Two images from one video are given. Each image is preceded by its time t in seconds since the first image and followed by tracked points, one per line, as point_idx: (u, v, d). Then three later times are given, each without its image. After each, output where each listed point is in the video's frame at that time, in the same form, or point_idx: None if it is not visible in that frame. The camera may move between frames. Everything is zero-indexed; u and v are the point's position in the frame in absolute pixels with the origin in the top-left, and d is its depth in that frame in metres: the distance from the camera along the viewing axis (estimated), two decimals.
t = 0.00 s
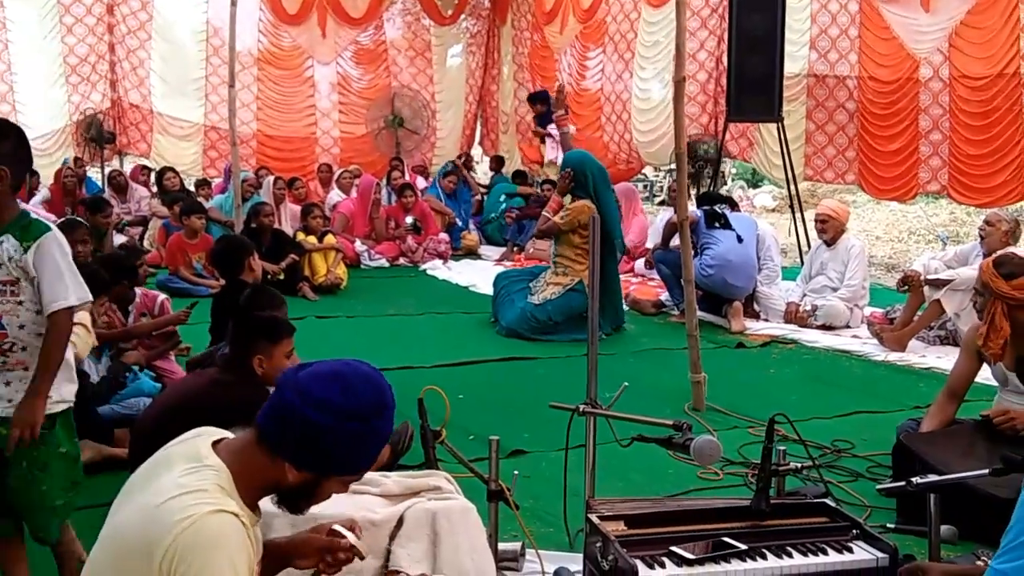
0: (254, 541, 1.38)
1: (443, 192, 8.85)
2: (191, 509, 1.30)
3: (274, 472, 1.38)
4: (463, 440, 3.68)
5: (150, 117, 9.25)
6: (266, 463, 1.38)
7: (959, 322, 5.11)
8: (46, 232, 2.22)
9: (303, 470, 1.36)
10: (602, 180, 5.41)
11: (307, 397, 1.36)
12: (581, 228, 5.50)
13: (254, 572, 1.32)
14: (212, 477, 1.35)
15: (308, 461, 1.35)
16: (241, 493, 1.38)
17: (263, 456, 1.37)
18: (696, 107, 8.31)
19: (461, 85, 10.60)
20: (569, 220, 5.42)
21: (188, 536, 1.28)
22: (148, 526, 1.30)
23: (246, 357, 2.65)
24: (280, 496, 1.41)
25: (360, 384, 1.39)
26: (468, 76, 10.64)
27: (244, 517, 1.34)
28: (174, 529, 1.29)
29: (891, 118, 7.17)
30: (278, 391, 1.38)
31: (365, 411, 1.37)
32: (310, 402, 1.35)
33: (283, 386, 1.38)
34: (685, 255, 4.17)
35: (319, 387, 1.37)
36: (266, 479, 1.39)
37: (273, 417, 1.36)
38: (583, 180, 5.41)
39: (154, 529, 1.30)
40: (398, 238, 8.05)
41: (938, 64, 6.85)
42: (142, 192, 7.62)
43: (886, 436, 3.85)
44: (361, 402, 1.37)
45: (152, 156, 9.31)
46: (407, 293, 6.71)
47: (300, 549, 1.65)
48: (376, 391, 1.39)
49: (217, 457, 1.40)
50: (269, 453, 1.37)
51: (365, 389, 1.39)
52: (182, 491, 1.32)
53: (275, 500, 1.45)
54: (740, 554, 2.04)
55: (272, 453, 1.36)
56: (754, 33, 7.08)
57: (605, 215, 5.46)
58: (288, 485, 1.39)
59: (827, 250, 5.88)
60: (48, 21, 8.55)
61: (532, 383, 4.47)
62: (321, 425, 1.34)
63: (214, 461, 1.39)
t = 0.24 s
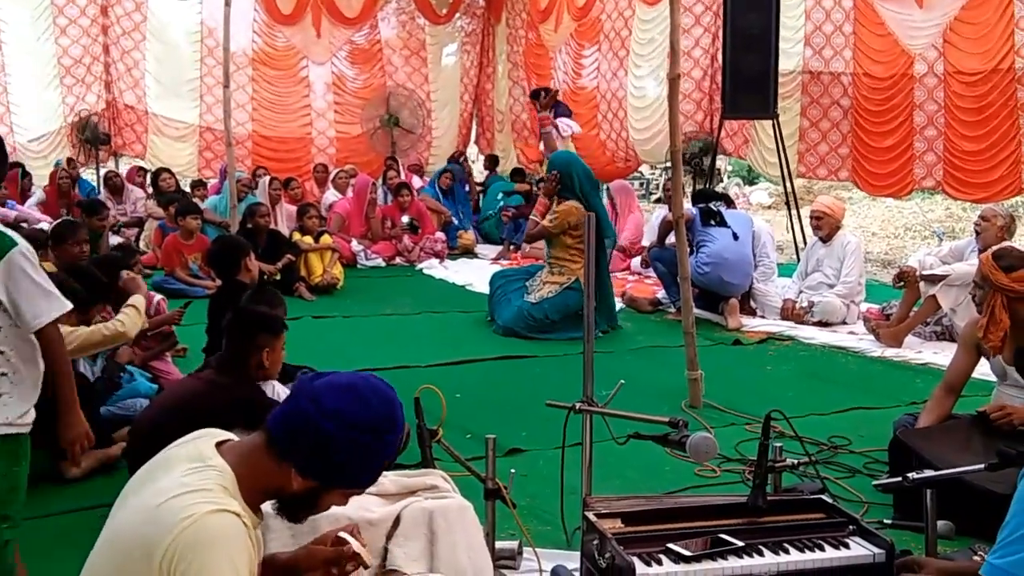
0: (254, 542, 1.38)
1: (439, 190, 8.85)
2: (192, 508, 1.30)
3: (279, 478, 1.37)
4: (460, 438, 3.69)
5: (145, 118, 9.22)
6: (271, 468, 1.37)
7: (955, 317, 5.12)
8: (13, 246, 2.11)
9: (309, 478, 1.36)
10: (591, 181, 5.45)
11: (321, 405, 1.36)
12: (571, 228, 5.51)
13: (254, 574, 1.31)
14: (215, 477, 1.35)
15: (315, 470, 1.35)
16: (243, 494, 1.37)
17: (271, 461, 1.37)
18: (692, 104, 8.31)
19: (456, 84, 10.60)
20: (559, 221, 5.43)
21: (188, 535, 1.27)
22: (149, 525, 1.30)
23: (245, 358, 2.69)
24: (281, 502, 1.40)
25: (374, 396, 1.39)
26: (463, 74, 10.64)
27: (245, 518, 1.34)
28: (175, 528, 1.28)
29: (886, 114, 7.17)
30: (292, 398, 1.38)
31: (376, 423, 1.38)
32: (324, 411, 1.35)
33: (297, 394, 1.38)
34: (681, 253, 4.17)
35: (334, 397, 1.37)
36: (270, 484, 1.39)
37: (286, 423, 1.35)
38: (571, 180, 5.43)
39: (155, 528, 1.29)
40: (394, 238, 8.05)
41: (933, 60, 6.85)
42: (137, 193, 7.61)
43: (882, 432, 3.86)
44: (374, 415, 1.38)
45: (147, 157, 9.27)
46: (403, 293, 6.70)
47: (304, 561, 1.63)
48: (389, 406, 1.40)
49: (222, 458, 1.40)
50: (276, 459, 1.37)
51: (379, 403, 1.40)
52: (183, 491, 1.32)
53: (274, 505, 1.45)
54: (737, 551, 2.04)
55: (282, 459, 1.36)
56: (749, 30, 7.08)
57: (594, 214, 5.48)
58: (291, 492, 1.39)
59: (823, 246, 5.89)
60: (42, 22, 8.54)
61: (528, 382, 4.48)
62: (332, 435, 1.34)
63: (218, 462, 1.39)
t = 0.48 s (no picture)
0: (255, 543, 1.42)
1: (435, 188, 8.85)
2: (196, 510, 1.35)
3: (283, 484, 1.44)
4: (457, 436, 3.68)
5: (141, 117, 9.21)
6: (278, 473, 1.44)
7: (952, 313, 5.12)
8: None
9: (311, 488, 1.43)
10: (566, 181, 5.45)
11: (337, 427, 1.43)
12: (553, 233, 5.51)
13: None
14: (219, 479, 1.40)
15: (318, 483, 1.43)
16: (248, 496, 1.43)
17: (280, 470, 1.43)
18: (688, 101, 8.31)
19: (452, 82, 10.59)
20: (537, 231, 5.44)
21: (190, 537, 1.32)
22: (152, 524, 1.35)
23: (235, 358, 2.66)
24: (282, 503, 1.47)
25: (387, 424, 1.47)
26: (459, 72, 10.64)
27: (247, 519, 1.38)
28: (176, 529, 1.33)
29: (882, 110, 7.17)
30: (310, 413, 1.44)
31: (383, 449, 1.46)
32: (339, 434, 1.42)
33: (315, 409, 1.45)
34: (677, 250, 4.17)
35: (347, 418, 1.44)
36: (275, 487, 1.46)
37: (301, 439, 1.42)
38: (544, 182, 5.44)
39: (158, 528, 1.34)
40: (391, 236, 8.04)
41: (928, 56, 6.86)
42: (133, 193, 7.61)
43: (879, 427, 3.86)
44: (383, 442, 1.45)
45: (143, 156, 9.26)
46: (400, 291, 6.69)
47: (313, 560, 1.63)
48: (395, 433, 1.47)
49: (228, 460, 1.45)
50: (284, 467, 1.43)
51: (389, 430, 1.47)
52: (187, 491, 1.37)
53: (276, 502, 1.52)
54: (734, 546, 2.04)
55: (292, 472, 1.43)
56: (745, 27, 7.08)
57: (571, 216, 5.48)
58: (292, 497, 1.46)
59: (820, 242, 5.89)
60: (37, 22, 8.53)
61: (526, 379, 4.47)
62: (339, 454, 1.41)
63: (222, 463, 1.44)
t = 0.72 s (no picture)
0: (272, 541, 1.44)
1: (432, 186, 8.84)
2: (219, 506, 1.35)
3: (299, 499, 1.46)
4: (454, 435, 3.68)
5: (137, 116, 9.22)
6: (297, 487, 1.45)
7: (947, 311, 5.13)
8: None
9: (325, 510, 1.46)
10: (532, 185, 5.32)
11: (364, 466, 1.44)
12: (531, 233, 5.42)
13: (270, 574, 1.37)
14: (242, 479, 1.41)
15: (333, 508, 1.45)
16: (268, 499, 1.44)
17: (299, 482, 1.45)
18: (684, 99, 8.31)
19: (449, 80, 10.58)
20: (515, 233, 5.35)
21: (213, 533, 1.33)
22: (174, 519, 1.35)
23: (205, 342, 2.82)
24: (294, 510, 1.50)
25: (409, 477, 1.48)
26: (456, 70, 10.63)
27: (268, 519, 1.40)
28: (199, 525, 1.34)
29: (877, 108, 7.18)
30: (346, 438, 1.45)
31: (401, 489, 1.47)
32: (363, 472, 1.43)
33: (352, 438, 1.45)
34: (674, 248, 4.17)
35: (375, 456, 1.45)
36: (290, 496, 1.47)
37: (327, 463, 1.43)
38: (510, 189, 5.30)
39: (180, 523, 1.35)
40: (387, 235, 8.04)
41: (924, 54, 6.86)
42: (130, 192, 7.61)
43: (875, 425, 3.87)
44: (398, 493, 1.47)
45: (139, 155, 9.28)
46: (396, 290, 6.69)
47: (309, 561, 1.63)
48: (415, 474, 1.49)
49: (250, 461, 1.46)
50: (304, 484, 1.45)
51: (409, 483, 1.48)
52: (210, 488, 1.38)
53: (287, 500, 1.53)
54: (730, 545, 2.04)
55: (310, 491, 1.45)
56: (741, 25, 7.09)
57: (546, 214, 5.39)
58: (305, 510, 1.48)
59: (816, 241, 5.89)
60: (33, 20, 8.52)
61: (522, 378, 4.47)
62: (359, 491, 1.43)
63: (245, 464, 1.45)
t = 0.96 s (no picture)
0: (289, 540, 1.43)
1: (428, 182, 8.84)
2: (240, 508, 1.34)
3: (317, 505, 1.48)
4: (450, 431, 3.69)
5: (131, 114, 9.17)
6: (315, 493, 1.46)
7: (941, 304, 5.15)
8: None
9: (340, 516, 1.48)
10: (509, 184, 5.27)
11: (382, 480, 1.44)
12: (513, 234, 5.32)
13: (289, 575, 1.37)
14: (264, 481, 1.40)
15: (349, 515, 1.47)
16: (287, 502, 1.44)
17: (318, 488, 1.46)
18: (678, 95, 8.31)
19: (443, 77, 10.59)
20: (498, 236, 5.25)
21: (235, 536, 1.32)
22: (194, 519, 1.34)
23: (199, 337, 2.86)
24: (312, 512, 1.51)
25: (427, 492, 1.48)
26: (450, 67, 10.62)
27: (288, 522, 1.39)
28: (220, 526, 1.32)
29: (871, 103, 7.19)
30: (366, 449, 1.45)
31: (418, 501, 1.47)
32: (382, 485, 1.44)
33: (373, 450, 1.45)
34: (669, 243, 4.17)
35: (394, 469, 1.44)
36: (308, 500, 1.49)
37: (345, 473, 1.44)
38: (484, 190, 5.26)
39: (200, 523, 1.33)
40: (382, 231, 8.04)
41: (917, 49, 6.86)
42: (123, 190, 7.58)
43: (870, 418, 3.87)
44: (414, 508, 1.47)
45: (133, 153, 9.23)
46: (391, 287, 6.69)
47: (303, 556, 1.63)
48: (434, 486, 1.48)
49: (269, 462, 1.45)
50: (324, 490, 1.46)
51: (427, 498, 1.48)
52: (234, 488, 1.36)
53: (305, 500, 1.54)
54: (726, 538, 2.05)
55: (328, 497, 1.46)
56: (736, 20, 7.08)
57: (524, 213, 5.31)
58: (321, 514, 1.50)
59: (811, 235, 5.90)
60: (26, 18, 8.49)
61: (517, 373, 4.48)
62: (375, 503, 1.44)
63: (266, 466, 1.44)
